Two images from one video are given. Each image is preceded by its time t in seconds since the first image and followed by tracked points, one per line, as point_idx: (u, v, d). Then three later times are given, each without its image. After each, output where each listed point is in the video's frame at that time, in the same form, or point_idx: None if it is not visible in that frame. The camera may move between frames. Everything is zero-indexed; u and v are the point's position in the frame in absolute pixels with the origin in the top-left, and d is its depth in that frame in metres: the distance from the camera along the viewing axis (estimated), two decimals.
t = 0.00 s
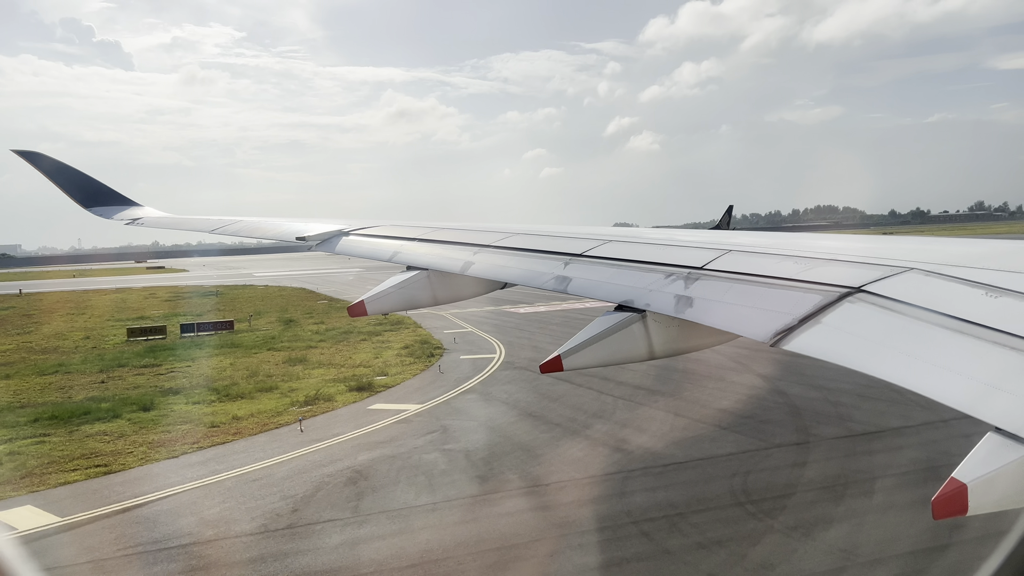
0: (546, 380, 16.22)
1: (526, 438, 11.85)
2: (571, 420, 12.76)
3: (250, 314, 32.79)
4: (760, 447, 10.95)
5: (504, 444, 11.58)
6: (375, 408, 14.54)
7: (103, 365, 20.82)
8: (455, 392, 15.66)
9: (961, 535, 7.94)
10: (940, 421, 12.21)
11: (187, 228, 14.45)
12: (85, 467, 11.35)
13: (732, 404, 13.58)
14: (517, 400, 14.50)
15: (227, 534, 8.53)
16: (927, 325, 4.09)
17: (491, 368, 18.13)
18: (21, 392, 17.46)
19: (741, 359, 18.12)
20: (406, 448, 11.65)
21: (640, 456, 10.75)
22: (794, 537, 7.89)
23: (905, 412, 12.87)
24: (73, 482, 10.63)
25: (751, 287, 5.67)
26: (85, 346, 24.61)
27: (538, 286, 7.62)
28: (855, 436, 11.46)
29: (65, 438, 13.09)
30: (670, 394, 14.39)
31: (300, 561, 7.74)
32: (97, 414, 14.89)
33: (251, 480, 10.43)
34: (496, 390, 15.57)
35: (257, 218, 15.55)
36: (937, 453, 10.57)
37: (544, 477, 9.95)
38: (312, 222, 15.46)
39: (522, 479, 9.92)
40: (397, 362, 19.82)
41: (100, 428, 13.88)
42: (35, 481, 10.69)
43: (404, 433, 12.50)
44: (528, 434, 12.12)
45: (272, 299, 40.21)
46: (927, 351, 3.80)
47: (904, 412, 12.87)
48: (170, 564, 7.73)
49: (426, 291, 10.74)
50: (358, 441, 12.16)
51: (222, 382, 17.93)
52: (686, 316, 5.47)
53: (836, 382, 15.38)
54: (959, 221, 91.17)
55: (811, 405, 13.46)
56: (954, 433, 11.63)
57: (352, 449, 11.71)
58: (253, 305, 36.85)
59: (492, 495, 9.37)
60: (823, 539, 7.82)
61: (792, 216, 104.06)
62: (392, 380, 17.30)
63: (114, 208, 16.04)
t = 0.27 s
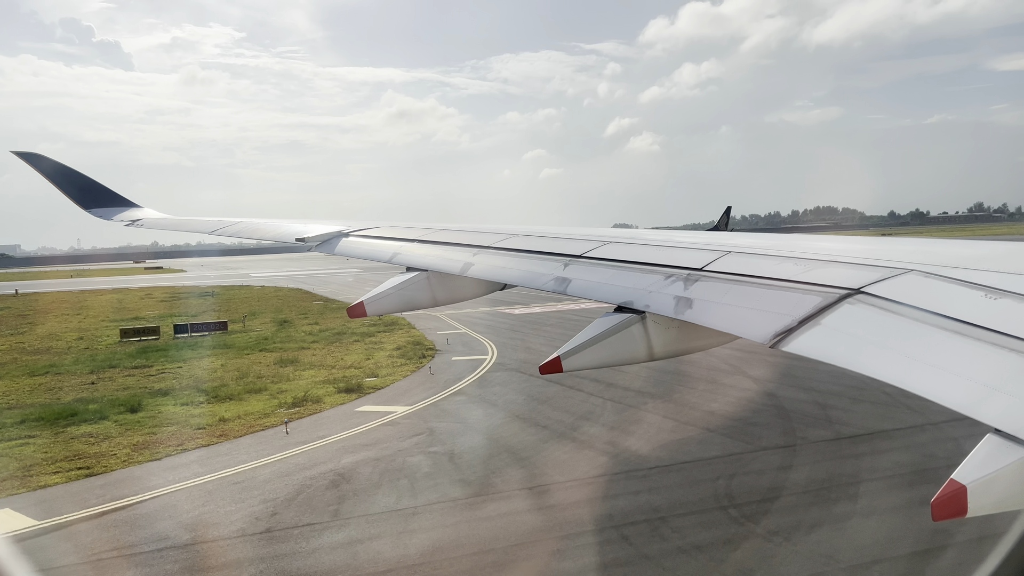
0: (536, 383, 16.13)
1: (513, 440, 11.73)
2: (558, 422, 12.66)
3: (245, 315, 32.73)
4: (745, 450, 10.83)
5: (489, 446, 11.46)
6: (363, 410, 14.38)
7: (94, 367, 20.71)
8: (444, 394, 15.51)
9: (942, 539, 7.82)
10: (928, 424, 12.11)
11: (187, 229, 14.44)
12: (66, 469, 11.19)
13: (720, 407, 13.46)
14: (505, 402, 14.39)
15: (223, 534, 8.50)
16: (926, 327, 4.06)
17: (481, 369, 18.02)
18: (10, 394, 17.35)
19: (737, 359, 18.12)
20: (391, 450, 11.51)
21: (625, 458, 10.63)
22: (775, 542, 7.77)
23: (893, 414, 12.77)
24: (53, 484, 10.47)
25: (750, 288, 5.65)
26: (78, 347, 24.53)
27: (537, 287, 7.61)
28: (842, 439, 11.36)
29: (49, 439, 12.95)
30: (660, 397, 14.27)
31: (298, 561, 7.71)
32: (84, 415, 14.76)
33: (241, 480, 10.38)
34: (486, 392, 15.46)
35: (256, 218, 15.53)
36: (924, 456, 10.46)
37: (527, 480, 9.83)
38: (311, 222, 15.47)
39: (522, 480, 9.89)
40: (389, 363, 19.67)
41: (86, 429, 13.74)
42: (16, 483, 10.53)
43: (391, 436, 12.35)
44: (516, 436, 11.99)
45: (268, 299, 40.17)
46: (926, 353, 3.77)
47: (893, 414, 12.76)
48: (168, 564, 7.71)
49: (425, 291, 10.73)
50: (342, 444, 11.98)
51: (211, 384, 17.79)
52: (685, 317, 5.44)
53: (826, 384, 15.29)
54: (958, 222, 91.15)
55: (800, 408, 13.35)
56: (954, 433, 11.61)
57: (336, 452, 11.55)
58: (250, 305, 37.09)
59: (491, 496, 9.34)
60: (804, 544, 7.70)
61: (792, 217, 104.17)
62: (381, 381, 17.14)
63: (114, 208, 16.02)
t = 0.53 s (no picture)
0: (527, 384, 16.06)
1: (500, 443, 11.64)
2: (546, 425, 12.58)
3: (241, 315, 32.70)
4: (732, 454, 10.75)
5: (475, 449, 11.38)
6: (351, 412, 14.29)
7: (85, 367, 20.65)
8: (433, 396, 15.40)
9: (923, 543, 7.73)
10: (917, 428, 12.00)
11: (186, 229, 14.43)
12: (49, 471, 11.08)
13: (708, 410, 13.34)
14: (494, 404, 14.29)
15: (222, 533, 8.50)
16: (926, 328, 4.04)
17: (472, 371, 17.93)
18: None
19: (735, 360, 18.11)
20: (375, 453, 11.41)
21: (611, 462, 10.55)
22: (756, 547, 7.70)
23: (882, 418, 12.66)
24: (34, 486, 10.35)
25: (750, 289, 5.63)
26: (72, 347, 24.50)
27: (536, 287, 7.60)
28: (830, 442, 11.26)
29: (34, 440, 12.86)
30: (649, 399, 14.16)
31: (297, 561, 7.70)
32: (71, 416, 14.67)
33: (229, 481, 10.34)
34: (476, 394, 15.37)
35: (256, 218, 15.51)
36: (911, 460, 10.37)
37: (509, 484, 9.76)
38: (311, 223, 15.46)
39: (522, 480, 9.87)
40: (379, 365, 19.56)
41: (72, 431, 13.64)
42: None
43: (376, 438, 12.25)
44: (504, 439, 11.90)
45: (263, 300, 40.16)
46: (926, 354, 3.76)
47: (882, 418, 12.66)
48: (166, 564, 7.73)
49: (426, 291, 10.72)
50: (327, 447, 11.88)
51: (199, 385, 17.70)
52: (685, 318, 5.43)
53: (817, 386, 15.20)
54: (957, 224, 91.24)
55: (789, 411, 13.24)
56: (954, 435, 11.59)
57: (320, 454, 11.45)
58: (246, 305, 37.19)
59: (491, 497, 9.31)
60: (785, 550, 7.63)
61: (791, 218, 104.30)
62: (371, 383, 17.03)
63: (114, 208, 15.99)
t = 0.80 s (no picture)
0: (517, 385, 15.91)
1: (487, 446, 11.47)
2: (533, 427, 12.40)
3: (236, 316, 32.65)
4: (717, 456, 10.57)
5: (460, 452, 11.20)
6: (339, 413, 14.15)
7: (76, 368, 20.55)
8: (422, 397, 15.27)
9: (905, 550, 7.57)
10: (907, 430, 11.80)
11: (186, 229, 14.40)
12: (31, 473, 10.92)
13: (696, 410, 13.11)
14: (483, 406, 14.11)
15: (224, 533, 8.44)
16: (926, 329, 4.02)
17: (463, 373, 17.80)
18: None
19: (733, 360, 18.06)
20: (360, 455, 11.26)
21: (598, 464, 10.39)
22: (737, 552, 7.57)
23: (871, 419, 12.46)
24: (15, 489, 10.18)
25: (750, 290, 5.60)
26: (66, 348, 24.44)
27: (536, 288, 7.57)
28: (817, 445, 11.07)
29: (19, 442, 12.73)
30: (638, 399, 13.95)
31: (300, 561, 7.65)
32: (58, 418, 14.55)
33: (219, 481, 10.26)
34: (465, 395, 15.21)
35: (257, 219, 15.49)
36: (898, 463, 10.20)
37: (492, 487, 9.61)
38: (310, 223, 15.44)
39: (524, 480, 9.84)
40: (371, 366, 19.45)
41: (58, 432, 13.50)
42: None
43: (362, 440, 12.10)
44: (489, 441, 11.71)
45: (259, 300, 40.07)
46: (928, 356, 3.73)
47: (871, 419, 12.45)
48: (168, 564, 7.67)
49: (426, 291, 10.69)
50: (313, 448, 11.73)
51: (189, 386, 17.57)
52: (685, 319, 5.40)
53: (808, 387, 15.00)
54: (957, 225, 91.09)
55: (778, 412, 13.01)
56: (956, 435, 11.57)
57: (305, 456, 11.31)
58: (242, 305, 37.13)
59: (493, 496, 9.27)
60: (766, 555, 7.50)
61: (791, 219, 104.20)
62: (360, 384, 16.89)
63: (113, 208, 15.96)
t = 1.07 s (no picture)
0: (508, 386, 15.81)
1: (472, 447, 11.36)
2: (520, 428, 12.29)
3: (231, 316, 32.61)
4: (711, 457, 10.51)
5: (445, 454, 11.08)
6: (328, 415, 14.03)
7: (67, 368, 20.45)
8: (413, 397, 15.22)
9: (887, 554, 7.45)
10: (895, 433, 11.67)
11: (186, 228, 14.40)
12: (14, 474, 10.80)
13: (685, 412, 12.98)
14: (472, 407, 13.98)
15: (226, 533, 8.37)
16: (926, 330, 4.00)
17: (454, 374, 17.69)
18: None
19: (731, 360, 18.02)
20: (345, 457, 11.11)
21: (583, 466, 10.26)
22: (716, 556, 7.46)
23: (860, 421, 12.33)
24: None
25: (750, 290, 5.59)
26: (60, 347, 24.37)
27: (536, 288, 7.55)
28: (805, 447, 10.95)
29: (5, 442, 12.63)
30: (628, 402, 13.82)
31: (300, 561, 7.61)
32: (45, 419, 14.46)
33: (208, 482, 10.18)
34: (455, 397, 15.07)
35: (257, 218, 15.48)
36: (884, 467, 10.09)
37: (476, 490, 9.47)
38: (310, 222, 15.42)
39: (525, 479, 9.82)
40: (362, 367, 19.37)
41: (44, 432, 13.39)
42: None
43: (348, 442, 11.96)
44: (476, 443, 11.57)
45: (255, 300, 39.99)
46: (928, 356, 3.71)
47: (860, 421, 12.33)
48: (172, 564, 7.61)
49: (426, 291, 10.67)
50: (298, 450, 11.59)
51: (179, 387, 17.48)
52: (684, 320, 5.39)
53: (798, 389, 14.87)
54: (958, 226, 90.96)
55: (767, 414, 12.86)
56: (956, 436, 11.56)
57: (290, 458, 11.17)
58: (239, 305, 37.04)
59: (494, 496, 9.25)
60: (746, 559, 7.39)
61: (791, 219, 104.11)
62: (351, 385, 16.80)
63: (113, 207, 15.96)
